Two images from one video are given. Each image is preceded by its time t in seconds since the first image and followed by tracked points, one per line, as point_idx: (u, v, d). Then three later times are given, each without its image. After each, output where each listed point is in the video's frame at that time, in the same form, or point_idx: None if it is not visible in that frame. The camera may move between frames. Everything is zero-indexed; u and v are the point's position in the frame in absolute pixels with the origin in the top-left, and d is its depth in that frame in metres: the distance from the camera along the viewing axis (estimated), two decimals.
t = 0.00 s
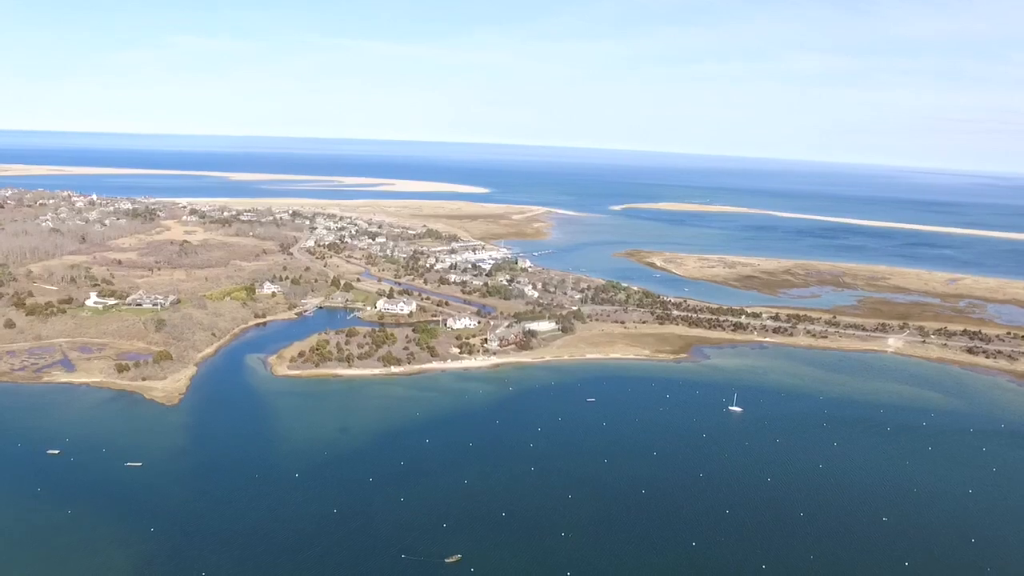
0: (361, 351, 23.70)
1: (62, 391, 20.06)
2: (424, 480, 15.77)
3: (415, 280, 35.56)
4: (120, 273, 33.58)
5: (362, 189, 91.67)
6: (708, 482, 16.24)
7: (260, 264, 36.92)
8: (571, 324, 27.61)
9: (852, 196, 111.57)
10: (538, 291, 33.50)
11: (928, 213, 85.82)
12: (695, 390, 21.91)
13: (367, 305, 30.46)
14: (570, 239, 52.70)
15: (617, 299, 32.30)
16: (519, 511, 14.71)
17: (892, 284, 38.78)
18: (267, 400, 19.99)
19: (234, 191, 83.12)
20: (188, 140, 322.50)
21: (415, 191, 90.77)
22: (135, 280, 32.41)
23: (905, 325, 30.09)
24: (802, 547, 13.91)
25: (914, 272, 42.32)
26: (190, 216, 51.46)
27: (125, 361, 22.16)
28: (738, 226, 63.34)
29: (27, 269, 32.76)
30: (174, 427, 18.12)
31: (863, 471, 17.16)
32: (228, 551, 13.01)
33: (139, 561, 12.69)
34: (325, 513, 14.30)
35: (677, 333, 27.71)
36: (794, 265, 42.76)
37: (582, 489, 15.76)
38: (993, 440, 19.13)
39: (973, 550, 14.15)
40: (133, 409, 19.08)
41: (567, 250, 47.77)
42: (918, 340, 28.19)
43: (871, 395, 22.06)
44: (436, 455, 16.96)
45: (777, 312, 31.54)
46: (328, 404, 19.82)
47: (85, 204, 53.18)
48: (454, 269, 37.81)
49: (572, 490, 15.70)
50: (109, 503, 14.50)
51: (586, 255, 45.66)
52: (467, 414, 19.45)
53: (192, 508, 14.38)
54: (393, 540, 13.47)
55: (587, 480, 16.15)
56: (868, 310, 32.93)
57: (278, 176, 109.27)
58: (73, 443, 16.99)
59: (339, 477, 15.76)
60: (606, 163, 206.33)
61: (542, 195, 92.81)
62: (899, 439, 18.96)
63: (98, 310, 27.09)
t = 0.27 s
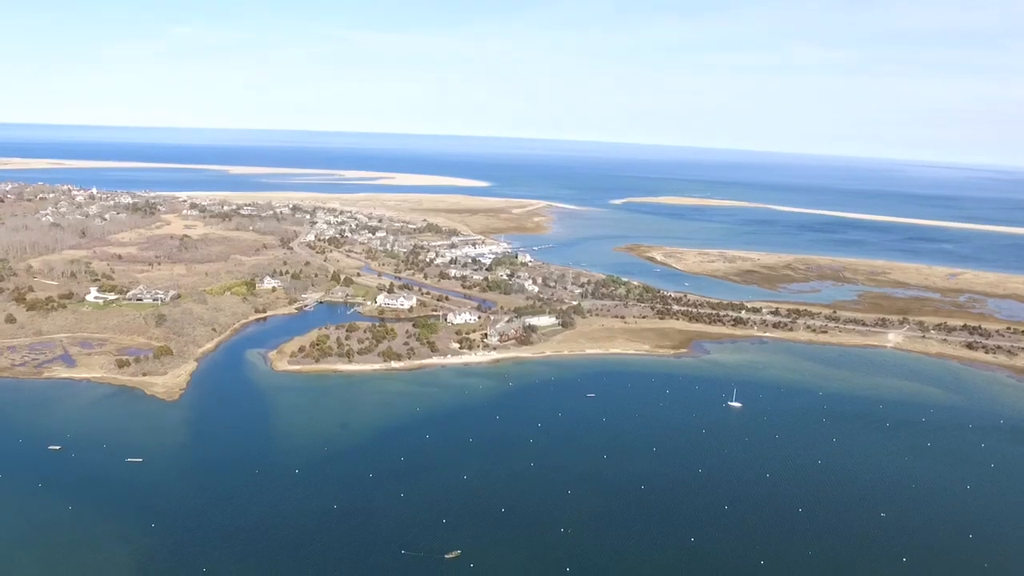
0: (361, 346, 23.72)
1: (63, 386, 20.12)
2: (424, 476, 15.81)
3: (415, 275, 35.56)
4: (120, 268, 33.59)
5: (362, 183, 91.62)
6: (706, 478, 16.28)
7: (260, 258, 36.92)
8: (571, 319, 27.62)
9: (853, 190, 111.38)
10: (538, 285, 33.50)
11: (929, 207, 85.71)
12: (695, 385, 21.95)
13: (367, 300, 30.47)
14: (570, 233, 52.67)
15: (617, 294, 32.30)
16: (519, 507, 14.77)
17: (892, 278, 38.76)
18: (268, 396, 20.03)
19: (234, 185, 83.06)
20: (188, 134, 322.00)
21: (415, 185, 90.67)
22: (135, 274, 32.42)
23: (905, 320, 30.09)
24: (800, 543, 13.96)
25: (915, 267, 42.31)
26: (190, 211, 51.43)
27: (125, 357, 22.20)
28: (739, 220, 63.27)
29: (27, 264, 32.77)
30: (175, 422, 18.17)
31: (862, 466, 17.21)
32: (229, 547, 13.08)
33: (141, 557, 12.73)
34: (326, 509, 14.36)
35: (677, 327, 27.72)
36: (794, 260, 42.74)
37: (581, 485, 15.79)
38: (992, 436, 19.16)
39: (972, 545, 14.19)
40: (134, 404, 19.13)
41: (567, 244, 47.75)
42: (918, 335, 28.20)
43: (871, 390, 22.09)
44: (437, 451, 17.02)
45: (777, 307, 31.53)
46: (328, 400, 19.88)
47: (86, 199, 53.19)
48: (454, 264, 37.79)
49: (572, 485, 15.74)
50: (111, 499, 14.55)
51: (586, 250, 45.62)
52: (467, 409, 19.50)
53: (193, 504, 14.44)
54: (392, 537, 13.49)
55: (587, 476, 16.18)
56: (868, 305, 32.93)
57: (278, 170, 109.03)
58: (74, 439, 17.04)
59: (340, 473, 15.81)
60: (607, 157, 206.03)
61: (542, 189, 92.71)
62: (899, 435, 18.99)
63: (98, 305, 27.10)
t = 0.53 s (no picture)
0: (361, 341, 23.73)
1: (63, 382, 20.13)
2: (424, 472, 15.85)
3: (415, 269, 35.54)
4: (120, 263, 33.56)
5: (362, 176, 91.43)
6: (705, 474, 16.31)
7: (259, 253, 36.90)
8: (570, 314, 27.63)
9: (853, 183, 111.25)
10: (538, 280, 33.49)
11: (929, 201, 85.61)
12: (694, 380, 21.98)
13: (366, 294, 30.46)
14: (570, 227, 52.62)
15: (616, 289, 32.30)
16: (518, 502, 14.81)
17: (891, 273, 38.75)
18: (268, 392, 20.05)
19: (234, 179, 82.93)
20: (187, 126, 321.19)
21: (415, 178, 90.47)
22: (135, 269, 32.41)
23: (904, 315, 30.11)
24: (798, 538, 14.01)
25: (914, 261, 42.30)
26: (189, 205, 51.39)
27: (125, 352, 22.21)
28: (739, 214, 63.18)
29: (26, 258, 32.76)
30: (175, 418, 18.19)
31: (860, 462, 17.25)
32: (230, 543, 13.12)
33: (142, 554, 12.76)
34: (326, 506, 14.39)
35: (677, 322, 27.73)
36: (794, 254, 42.73)
37: (580, 481, 15.82)
38: (990, 432, 19.18)
39: (968, 541, 14.25)
40: (134, 400, 19.16)
41: (567, 238, 47.70)
42: (917, 330, 28.23)
43: (870, 385, 22.12)
44: (437, 447, 17.05)
45: (776, 302, 31.54)
46: (328, 395, 19.91)
47: (85, 193, 53.10)
48: (453, 258, 37.76)
49: (571, 481, 15.77)
50: (112, 496, 14.58)
51: (586, 244, 45.58)
52: (467, 405, 19.53)
53: (193, 500, 14.47)
54: (391, 533, 13.53)
55: (586, 472, 16.23)
56: (867, 300, 32.95)
57: (278, 164, 108.92)
58: (75, 435, 17.06)
59: (340, 469, 15.84)
60: (606, 150, 205.67)
61: (542, 182, 92.51)
62: (897, 430, 19.03)
63: (98, 300, 27.10)
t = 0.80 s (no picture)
0: (362, 336, 23.76)
1: (65, 378, 20.17)
2: (424, 468, 15.89)
3: (415, 264, 35.55)
4: (120, 257, 33.57)
5: (363, 170, 91.32)
6: (705, 470, 16.32)
7: (260, 248, 36.90)
8: (571, 309, 27.64)
9: (854, 177, 111.09)
10: (538, 275, 33.50)
11: (930, 195, 85.51)
12: (695, 376, 21.99)
13: (367, 289, 30.49)
14: (570, 222, 52.57)
15: (617, 284, 32.30)
16: (518, 499, 14.85)
17: (892, 268, 38.73)
18: (269, 387, 20.08)
19: (234, 173, 82.79)
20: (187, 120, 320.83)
21: (415, 172, 90.34)
22: (136, 264, 32.42)
23: (905, 311, 30.11)
24: (798, 535, 14.03)
25: (915, 256, 42.28)
26: (190, 199, 51.36)
27: (126, 348, 22.24)
28: (740, 208, 63.10)
29: (27, 253, 32.79)
30: (176, 414, 18.23)
31: (860, 458, 17.25)
32: (231, 539, 13.16)
33: (144, 550, 12.80)
34: (327, 502, 14.43)
35: (678, 318, 27.73)
36: (794, 249, 42.70)
37: (580, 477, 15.84)
38: (990, 428, 19.17)
39: (966, 537, 14.28)
40: (136, 396, 19.20)
41: (567, 233, 47.67)
42: (917, 325, 28.24)
43: (870, 381, 22.12)
44: (437, 443, 17.07)
45: (777, 297, 31.53)
46: (329, 391, 19.94)
47: (85, 187, 53.10)
48: (454, 253, 37.75)
49: (571, 478, 15.79)
50: (114, 492, 14.61)
51: (587, 239, 45.54)
52: (468, 401, 19.55)
53: (195, 496, 14.50)
54: (392, 530, 13.55)
55: (586, 468, 16.24)
56: (868, 295, 32.94)
57: (278, 157, 108.83)
58: (76, 431, 17.10)
59: (341, 465, 15.86)
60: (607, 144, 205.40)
61: (543, 176, 92.38)
62: (897, 426, 19.03)
63: (98, 295, 27.13)
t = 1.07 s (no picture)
0: (361, 336, 23.77)
1: (65, 378, 20.18)
2: (423, 468, 15.91)
3: (415, 263, 35.56)
4: (120, 256, 33.57)
5: (363, 168, 91.31)
6: (703, 470, 16.33)
7: (260, 246, 36.90)
8: (570, 308, 27.65)
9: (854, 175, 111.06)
10: (538, 274, 33.50)
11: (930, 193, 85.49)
12: (694, 376, 22.00)
13: (367, 289, 30.48)
14: (570, 220, 52.55)
15: (617, 283, 32.31)
16: (517, 499, 14.86)
17: (892, 266, 38.73)
18: (269, 387, 20.10)
19: (234, 171, 82.78)
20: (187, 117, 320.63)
21: (415, 170, 90.29)
22: (136, 263, 32.43)
23: (904, 310, 30.13)
24: (797, 535, 14.04)
25: (915, 254, 42.29)
26: (190, 197, 51.35)
27: (126, 347, 22.25)
28: (740, 206, 63.08)
29: (27, 252, 32.79)
30: (176, 414, 18.23)
31: (859, 458, 17.26)
32: (231, 540, 13.17)
33: (144, 551, 12.81)
34: (326, 502, 14.44)
35: (677, 317, 27.73)
36: (794, 247, 42.69)
37: (580, 478, 15.85)
38: (989, 428, 19.17)
39: (965, 537, 14.29)
40: (135, 396, 19.22)
41: (567, 231, 47.67)
42: (917, 324, 28.26)
43: (869, 381, 22.13)
44: (437, 444, 17.08)
45: (776, 296, 31.54)
46: (329, 391, 19.94)
47: (85, 185, 53.06)
48: (454, 252, 37.75)
49: (571, 478, 15.79)
50: (113, 492, 14.62)
51: (586, 237, 45.52)
52: (467, 401, 19.57)
53: (195, 497, 14.51)
54: (391, 531, 13.56)
55: (585, 468, 16.25)
56: (868, 294, 32.95)
57: (278, 155, 108.78)
58: (76, 431, 17.11)
59: (340, 466, 15.87)
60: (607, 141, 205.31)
61: (543, 173, 92.29)
62: (896, 426, 19.03)
63: (98, 294, 27.13)
